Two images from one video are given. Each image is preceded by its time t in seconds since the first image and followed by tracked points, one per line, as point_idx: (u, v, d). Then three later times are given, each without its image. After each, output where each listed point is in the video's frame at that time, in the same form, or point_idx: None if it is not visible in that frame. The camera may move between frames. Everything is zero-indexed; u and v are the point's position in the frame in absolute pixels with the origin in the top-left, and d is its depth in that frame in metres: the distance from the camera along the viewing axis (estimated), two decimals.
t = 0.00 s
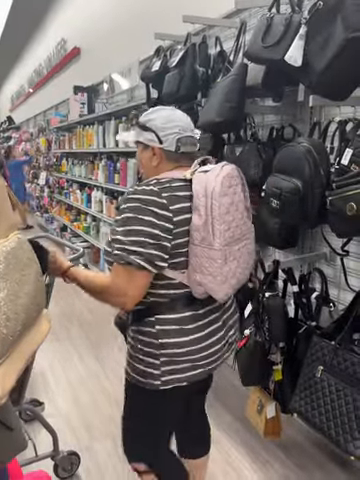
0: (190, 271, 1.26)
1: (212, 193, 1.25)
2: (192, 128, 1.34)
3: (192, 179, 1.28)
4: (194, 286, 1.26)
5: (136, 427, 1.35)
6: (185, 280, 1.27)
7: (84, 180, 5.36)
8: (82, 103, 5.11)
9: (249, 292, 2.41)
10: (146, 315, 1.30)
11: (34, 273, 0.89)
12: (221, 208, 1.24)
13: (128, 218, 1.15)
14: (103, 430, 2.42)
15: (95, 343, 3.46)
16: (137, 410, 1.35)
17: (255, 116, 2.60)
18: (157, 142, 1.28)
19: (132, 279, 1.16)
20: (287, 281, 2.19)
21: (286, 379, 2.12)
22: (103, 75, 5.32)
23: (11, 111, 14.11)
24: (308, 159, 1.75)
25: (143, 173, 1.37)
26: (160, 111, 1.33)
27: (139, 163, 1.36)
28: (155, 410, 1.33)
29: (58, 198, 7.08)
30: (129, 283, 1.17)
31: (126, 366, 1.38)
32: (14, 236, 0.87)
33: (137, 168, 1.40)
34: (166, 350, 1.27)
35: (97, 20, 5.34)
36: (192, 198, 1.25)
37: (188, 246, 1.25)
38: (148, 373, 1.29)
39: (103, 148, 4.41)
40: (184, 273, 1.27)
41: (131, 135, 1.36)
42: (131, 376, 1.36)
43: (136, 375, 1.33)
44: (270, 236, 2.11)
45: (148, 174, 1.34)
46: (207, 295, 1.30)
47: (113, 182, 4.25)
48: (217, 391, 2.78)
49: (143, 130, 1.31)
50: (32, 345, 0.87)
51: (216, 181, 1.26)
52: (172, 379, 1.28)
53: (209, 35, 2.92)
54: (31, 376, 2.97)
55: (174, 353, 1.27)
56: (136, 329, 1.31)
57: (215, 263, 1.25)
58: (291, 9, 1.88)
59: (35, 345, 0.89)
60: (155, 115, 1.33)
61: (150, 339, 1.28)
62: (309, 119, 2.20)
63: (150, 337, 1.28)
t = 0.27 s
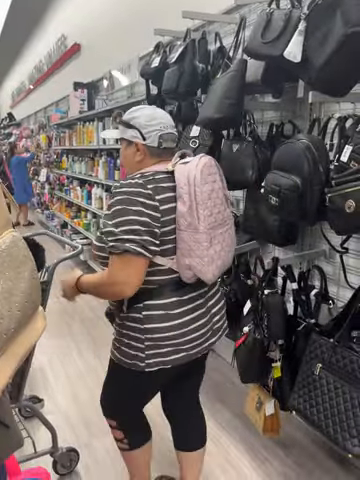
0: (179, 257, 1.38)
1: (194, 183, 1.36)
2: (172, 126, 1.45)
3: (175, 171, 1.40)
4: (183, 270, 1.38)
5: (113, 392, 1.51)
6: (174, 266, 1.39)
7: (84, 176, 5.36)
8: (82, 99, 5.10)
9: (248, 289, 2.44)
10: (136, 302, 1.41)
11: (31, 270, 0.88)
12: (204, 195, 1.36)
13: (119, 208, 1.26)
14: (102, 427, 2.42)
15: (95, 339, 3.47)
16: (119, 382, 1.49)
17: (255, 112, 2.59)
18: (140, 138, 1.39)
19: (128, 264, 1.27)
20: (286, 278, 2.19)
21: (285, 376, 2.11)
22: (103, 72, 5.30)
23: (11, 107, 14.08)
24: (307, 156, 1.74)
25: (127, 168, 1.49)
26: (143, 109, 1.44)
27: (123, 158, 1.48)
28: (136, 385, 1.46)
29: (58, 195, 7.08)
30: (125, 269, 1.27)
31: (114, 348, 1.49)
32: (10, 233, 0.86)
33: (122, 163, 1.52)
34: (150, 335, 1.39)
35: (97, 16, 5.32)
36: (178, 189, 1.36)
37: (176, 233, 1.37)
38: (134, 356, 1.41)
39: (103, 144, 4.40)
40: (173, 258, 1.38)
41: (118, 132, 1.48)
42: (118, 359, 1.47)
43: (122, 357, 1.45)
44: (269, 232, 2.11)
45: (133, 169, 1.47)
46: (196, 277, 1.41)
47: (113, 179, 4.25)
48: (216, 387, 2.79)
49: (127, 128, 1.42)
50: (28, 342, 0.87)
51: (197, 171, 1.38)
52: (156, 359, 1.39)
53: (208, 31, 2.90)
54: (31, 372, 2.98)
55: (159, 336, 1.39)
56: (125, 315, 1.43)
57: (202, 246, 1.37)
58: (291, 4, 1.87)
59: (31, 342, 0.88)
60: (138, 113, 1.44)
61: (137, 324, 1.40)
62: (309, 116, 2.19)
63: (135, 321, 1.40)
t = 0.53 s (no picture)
0: (160, 254, 1.50)
1: (173, 185, 1.46)
2: (156, 125, 1.57)
3: (155, 172, 1.50)
4: (163, 266, 1.51)
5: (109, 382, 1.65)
6: (155, 262, 1.51)
7: (87, 174, 5.36)
8: (85, 96, 5.09)
9: (250, 287, 2.46)
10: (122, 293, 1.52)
11: (33, 269, 0.87)
12: (182, 197, 1.47)
13: (106, 207, 1.39)
14: (105, 425, 2.42)
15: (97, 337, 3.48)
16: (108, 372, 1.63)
17: (259, 109, 2.58)
18: (124, 134, 1.51)
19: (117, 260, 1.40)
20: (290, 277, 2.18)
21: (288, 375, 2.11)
22: (106, 68, 5.29)
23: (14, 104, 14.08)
24: (312, 153, 1.73)
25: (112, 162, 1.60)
26: (130, 107, 1.56)
27: (108, 152, 1.59)
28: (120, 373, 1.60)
29: (61, 193, 7.08)
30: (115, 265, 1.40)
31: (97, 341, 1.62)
32: (11, 232, 0.85)
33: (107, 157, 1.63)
34: (130, 327, 1.52)
35: (100, 12, 5.30)
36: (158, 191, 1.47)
37: (159, 231, 1.49)
38: (116, 347, 1.54)
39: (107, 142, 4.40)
40: (154, 255, 1.51)
41: (103, 126, 1.58)
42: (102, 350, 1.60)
43: (106, 348, 1.58)
44: (272, 230, 2.11)
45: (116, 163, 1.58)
46: (175, 273, 1.54)
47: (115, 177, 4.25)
48: (219, 386, 2.79)
49: (113, 124, 1.54)
50: (30, 342, 0.87)
51: (176, 173, 1.48)
52: (136, 349, 1.53)
53: (212, 27, 2.88)
54: (34, 369, 2.99)
55: (138, 328, 1.52)
56: (106, 308, 1.55)
57: (181, 245, 1.49)
58: None
59: (32, 341, 0.88)
60: (125, 110, 1.55)
61: (118, 317, 1.53)
62: (313, 113, 2.17)
63: (116, 315, 1.53)
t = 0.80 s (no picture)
0: (161, 246, 1.55)
1: (176, 180, 1.52)
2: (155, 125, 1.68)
3: (158, 168, 1.54)
4: (164, 257, 1.56)
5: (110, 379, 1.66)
6: (157, 254, 1.56)
7: (90, 171, 5.34)
8: (88, 94, 5.07)
9: (254, 286, 2.44)
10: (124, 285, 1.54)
11: (33, 269, 0.86)
12: (183, 192, 1.53)
13: (116, 197, 1.37)
14: (107, 423, 2.42)
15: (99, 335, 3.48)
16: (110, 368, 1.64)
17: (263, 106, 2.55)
18: (140, 132, 1.57)
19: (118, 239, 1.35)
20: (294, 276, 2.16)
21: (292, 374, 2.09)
22: (109, 66, 5.26)
23: (18, 102, 14.08)
24: (317, 151, 1.70)
25: (114, 156, 1.60)
26: (137, 105, 1.59)
27: (114, 146, 1.58)
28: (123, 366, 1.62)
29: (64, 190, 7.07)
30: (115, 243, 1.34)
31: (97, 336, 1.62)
32: (12, 231, 0.84)
33: (107, 150, 1.61)
34: (136, 319, 1.56)
35: (104, 9, 5.27)
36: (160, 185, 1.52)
37: (161, 224, 1.54)
38: (121, 340, 1.55)
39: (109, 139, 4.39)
40: (156, 247, 1.56)
41: (111, 121, 1.57)
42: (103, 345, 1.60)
43: (108, 343, 1.58)
44: (276, 228, 2.08)
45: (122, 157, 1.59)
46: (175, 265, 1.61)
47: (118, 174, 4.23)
48: (222, 385, 2.77)
49: (126, 120, 1.55)
50: (30, 343, 0.85)
51: (178, 169, 1.54)
52: (140, 340, 1.57)
53: (216, 24, 2.86)
54: (36, 368, 2.98)
55: (143, 318, 1.57)
56: (107, 303, 1.56)
57: (183, 236, 1.55)
58: None
59: (33, 343, 0.86)
60: (133, 107, 1.59)
61: (122, 309, 1.55)
62: (318, 110, 2.14)
63: (120, 308, 1.55)
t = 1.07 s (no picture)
0: (185, 234, 1.65)
1: (193, 169, 1.63)
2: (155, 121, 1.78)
3: (175, 163, 1.57)
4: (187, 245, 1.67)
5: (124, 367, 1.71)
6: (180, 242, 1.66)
7: (93, 169, 5.34)
8: (91, 92, 5.06)
9: (256, 285, 2.41)
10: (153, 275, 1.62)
11: (32, 270, 0.84)
12: (199, 178, 1.65)
13: (156, 192, 1.42)
14: (109, 423, 2.41)
15: (102, 333, 3.47)
16: (126, 357, 1.69)
17: (267, 105, 2.53)
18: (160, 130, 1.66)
19: (156, 231, 1.38)
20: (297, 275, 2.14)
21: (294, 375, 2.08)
22: (112, 63, 5.24)
23: (21, 100, 14.09)
24: (321, 150, 1.68)
25: (135, 154, 1.62)
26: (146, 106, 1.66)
27: (137, 144, 1.60)
28: (145, 354, 1.68)
29: (67, 188, 7.07)
30: (153, 235, 1.37)
31: (122, 326, 1.64)
32: (11, 232, 0.81)
33: (126, 148, 1.61)
34: (168, 303, 1.66)
35: (106, 7, 5.25)
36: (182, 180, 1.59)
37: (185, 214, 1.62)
38: (157, 326, 1.63)
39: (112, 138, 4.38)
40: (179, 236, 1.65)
41: (135, 118, 1.57)
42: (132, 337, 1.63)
43: (142, 332, 1.62)
44: (279, 227, 2.07)
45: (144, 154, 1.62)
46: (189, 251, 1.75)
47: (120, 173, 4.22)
48: (224, 385, 2.76)
49: (150, 119, 1.61)
50: (30, 344, 0.85)
51: (189, 160, 1.65)
52: (171, 322, 1.69)
53: (219, 21, 2.83)
54: (38, 366, 2.98)
55: (171, 302, 1.68)
56: (138, 291, 1.60)
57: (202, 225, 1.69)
58: None
59: (32, 344, 0.86)
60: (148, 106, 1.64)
61: (155, 295, 1.62)
62: (322, 108, 2.11)
63: (153, 295, 1.62)
